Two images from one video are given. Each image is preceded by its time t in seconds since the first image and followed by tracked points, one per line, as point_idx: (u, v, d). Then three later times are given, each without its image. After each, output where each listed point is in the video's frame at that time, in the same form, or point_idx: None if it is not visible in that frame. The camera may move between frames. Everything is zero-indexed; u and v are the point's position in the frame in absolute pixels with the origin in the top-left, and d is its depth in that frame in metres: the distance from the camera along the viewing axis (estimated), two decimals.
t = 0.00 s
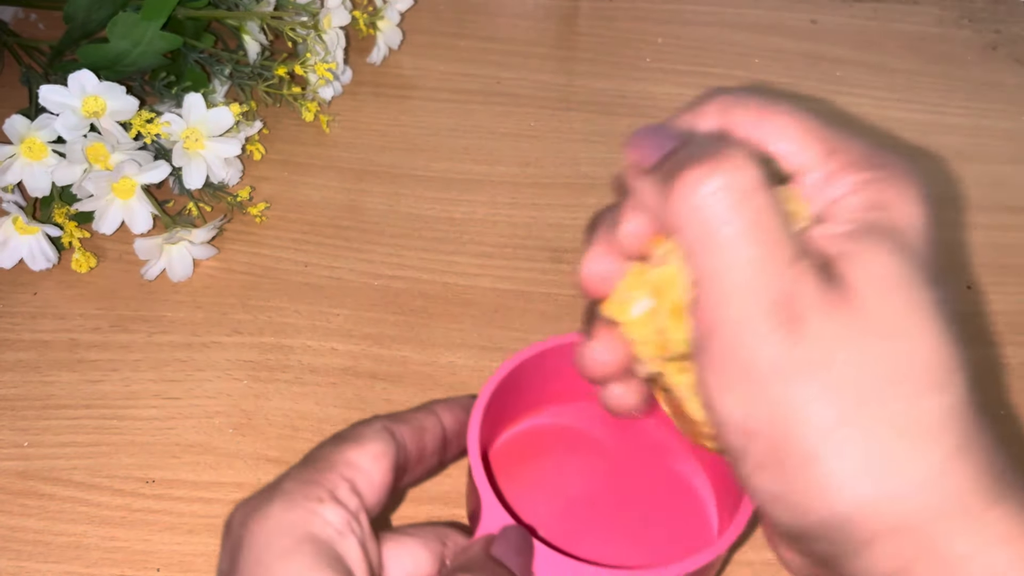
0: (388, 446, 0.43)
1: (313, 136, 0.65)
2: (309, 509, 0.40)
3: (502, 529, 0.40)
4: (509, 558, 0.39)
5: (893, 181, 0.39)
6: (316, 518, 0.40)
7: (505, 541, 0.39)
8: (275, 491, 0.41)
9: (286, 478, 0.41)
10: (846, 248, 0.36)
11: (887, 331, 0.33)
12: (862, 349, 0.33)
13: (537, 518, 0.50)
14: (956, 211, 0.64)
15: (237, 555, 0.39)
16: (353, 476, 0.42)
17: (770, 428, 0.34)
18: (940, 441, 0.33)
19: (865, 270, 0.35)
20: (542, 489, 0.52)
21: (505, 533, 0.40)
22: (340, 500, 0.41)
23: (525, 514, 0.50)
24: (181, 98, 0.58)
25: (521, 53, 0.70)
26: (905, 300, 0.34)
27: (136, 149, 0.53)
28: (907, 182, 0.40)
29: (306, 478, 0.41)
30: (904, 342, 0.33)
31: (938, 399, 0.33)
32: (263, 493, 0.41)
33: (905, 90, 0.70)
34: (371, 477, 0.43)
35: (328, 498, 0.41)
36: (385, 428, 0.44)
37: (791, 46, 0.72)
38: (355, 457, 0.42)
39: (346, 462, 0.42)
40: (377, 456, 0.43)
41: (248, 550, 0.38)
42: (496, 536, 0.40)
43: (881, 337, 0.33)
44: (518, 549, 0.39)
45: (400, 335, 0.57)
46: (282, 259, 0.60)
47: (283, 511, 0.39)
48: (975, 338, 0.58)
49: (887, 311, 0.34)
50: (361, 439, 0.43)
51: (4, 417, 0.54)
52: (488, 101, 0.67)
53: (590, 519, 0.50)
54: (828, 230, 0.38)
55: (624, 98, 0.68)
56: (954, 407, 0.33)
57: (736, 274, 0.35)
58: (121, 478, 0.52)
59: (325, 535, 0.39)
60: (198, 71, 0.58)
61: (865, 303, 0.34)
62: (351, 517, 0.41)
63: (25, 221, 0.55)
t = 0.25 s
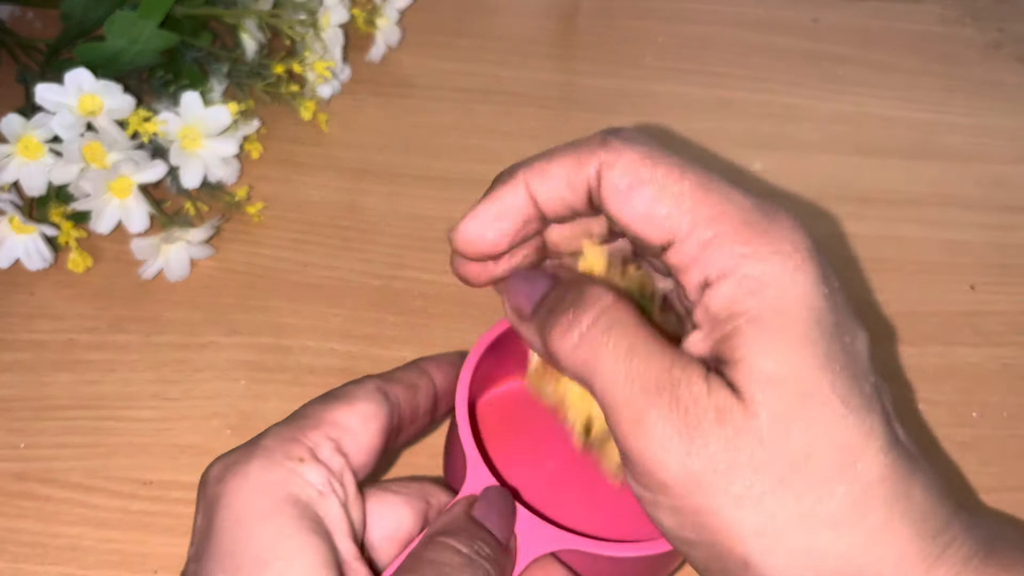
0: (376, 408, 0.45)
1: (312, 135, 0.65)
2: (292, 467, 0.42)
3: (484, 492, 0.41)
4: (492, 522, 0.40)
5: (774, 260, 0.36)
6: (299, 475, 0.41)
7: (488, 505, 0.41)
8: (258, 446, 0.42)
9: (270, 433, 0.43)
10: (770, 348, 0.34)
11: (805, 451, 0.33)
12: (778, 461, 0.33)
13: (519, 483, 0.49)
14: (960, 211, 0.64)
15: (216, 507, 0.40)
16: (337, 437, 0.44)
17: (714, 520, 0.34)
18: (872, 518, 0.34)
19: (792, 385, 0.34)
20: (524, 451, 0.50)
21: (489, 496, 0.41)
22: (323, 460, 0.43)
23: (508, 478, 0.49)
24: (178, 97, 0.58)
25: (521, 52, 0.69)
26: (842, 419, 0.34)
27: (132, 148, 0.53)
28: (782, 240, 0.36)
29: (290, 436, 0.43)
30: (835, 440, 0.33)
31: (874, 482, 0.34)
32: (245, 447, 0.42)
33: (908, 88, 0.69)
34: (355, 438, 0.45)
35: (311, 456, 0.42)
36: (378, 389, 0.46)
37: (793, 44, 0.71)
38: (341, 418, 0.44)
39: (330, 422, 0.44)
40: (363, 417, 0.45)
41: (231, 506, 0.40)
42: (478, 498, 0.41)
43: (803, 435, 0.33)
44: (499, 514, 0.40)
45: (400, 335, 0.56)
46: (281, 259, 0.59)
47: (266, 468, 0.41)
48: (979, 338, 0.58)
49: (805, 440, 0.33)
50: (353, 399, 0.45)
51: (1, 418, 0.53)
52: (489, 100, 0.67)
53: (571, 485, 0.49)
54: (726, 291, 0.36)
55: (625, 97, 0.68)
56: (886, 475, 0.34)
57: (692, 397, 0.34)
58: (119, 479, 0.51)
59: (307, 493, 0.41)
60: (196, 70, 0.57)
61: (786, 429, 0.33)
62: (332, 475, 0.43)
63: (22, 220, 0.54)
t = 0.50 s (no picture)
0: (367, 421, 0.45)
1: (312, 135, 0.65)
2: (273, 479, 0.42)
3: (467, 497, 0.41)
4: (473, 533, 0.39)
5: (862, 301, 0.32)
6: (280, 488, 0.42)
7: (469, 515, 0.40)
8: (242, 457, 0.42)
9: (256, 444, 0.43)
10: (872, 367, 0.30)
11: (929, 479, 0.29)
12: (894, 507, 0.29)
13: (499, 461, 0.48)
14: (960, 211, 0.64)
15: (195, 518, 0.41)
16: (325, 449, 0.44)
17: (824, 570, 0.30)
18: None
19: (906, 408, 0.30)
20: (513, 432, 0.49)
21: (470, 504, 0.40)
22: (307, 473, 0.43)
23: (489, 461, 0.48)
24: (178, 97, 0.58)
25: (521, 52, 0.69)
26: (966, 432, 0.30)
27: (132, 148, 0.53)
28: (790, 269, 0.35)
29: (275, 447, 0.43)
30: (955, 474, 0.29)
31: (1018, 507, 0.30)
32: (233, 457, 0.43)
33: (908, 88, 0.69)
34: (343, 449, 0.45)
35: (294, 470, 0.43)
36: (372, 400, 0.46)
37: (793, 45, 0.71)
38: (330, 431, 0.45)
39: (317, 434, 0.44)
40: (352, 429, 0.45)
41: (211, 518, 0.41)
42: (461, 504, 0.41)
43: (883, 473, 0.29)
44: (481, 524, 0.40)
45: (399, 336, 0.56)
46: (280, 259, 0.59)
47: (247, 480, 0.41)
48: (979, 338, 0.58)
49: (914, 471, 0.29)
50: (344, 411, 0.45)
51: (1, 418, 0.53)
52: (489, 100, 0.67)
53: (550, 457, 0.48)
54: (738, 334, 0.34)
55: (625, 97, 0.68)
56: None
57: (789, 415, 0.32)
58: (118, 479, 0.51)
59: (287, 506, 0.41)
60: (195, 70, 0.57)
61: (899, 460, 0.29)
62: (315, 488, 0.43)
63: (22, 220, 0.54)
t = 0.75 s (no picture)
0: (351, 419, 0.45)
1: (311, 135, 0.65)
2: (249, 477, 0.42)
3: (455, 480, 0.39)
4: (450, 524, 0.38)
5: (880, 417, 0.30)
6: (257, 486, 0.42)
7: (452, 502, 0.38)
8: (220, 455, 0.42)
9: (233, 443, 0.43)
10: (891, 482, 0.29)
11: None
12: None
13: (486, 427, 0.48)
14: (959, 210, 0.64)
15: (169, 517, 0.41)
16: (307, 447, 0.44)
17: None
18: None
19: (937, 521, 0.28)
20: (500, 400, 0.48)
21: (455, 489, 0.39)
22: (286, 472, 0.43)
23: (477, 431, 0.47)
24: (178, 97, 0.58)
25: (521, 52, 0.69)
26: (996, 534, 0.29)
27: (133, 148, 0.53)
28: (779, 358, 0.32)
29: (251, 447, 0.43)
30: None
31: None
32: (209, 458, 0.43)
33: (907, 88, 0.69)
34: (329, 450, 0.45)
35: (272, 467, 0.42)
36: (364, 401, 0.46)
37: (793, 45, 0.71)
38: (313, 430, 0.44)
39: (297, 433, 0.44)
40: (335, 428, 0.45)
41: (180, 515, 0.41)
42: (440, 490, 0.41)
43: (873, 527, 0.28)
44: (463, 515, 0.38)
45: (399, 336, 0.56)
46: (280, 259, 0.59)
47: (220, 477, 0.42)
48: (980, 338, 0.58)
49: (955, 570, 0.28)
50: (332, 411, 0.45)
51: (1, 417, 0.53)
52: (488, 100, 0.67)
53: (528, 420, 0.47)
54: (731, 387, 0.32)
55: (625, 97, 0.68)
56: None
57: (817, 529, 0.29)
58: (118, 479, 0.51)
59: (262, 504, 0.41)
60: (195, 70, 0.57)
61: (928, 565, 0.28)
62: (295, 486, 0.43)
63: (23, 220, 0.54)
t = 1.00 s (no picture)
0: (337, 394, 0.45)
1: (311, 135, 0.65)
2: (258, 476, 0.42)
3: (445, 439, 0.42)
4: (441, 495, 0.41)
5: (889, 450, 0.33)
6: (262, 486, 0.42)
7: (442, 466, 0.41)
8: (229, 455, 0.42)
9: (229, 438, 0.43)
10: (901, 512, 0.32)
11: None
12: None
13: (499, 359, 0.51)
14: (958, 210, 0.64)
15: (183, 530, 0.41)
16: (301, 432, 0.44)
17: None
18: None
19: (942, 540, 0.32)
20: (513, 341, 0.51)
21: (440, 455, 0.42)
22: (287, 461, 0.43)
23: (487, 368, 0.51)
24: (179, 98, 0.58)
25: (520, 52, 0.70)
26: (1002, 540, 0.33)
27: (134, 149, 0.53)
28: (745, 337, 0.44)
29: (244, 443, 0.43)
30: None
31: None
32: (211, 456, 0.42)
33: (906, 88, 0.70)
34: (324, 428, 0.45)
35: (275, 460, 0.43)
36: (353, 368, 0.46)
37: (792, 45, 0.71)
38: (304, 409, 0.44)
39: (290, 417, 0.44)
40: (328, 408, 0.45)
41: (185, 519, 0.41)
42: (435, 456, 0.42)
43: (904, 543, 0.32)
44: (454, 479, 0.41)
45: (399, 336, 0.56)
46: (281, 259, 0.59)
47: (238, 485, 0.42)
48: (980, 338, 0.58)
49: None
50: (322, 385, 0.45)
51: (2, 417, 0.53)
52: (488, 101, 0.67)
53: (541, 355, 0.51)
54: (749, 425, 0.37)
55: (625, 98, 0.68)
56: None
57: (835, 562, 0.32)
58: (119, 478, 0.51)
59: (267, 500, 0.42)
60: (196, 70, 0.58)
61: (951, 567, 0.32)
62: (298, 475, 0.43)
63: (24, 221, 0.54)
